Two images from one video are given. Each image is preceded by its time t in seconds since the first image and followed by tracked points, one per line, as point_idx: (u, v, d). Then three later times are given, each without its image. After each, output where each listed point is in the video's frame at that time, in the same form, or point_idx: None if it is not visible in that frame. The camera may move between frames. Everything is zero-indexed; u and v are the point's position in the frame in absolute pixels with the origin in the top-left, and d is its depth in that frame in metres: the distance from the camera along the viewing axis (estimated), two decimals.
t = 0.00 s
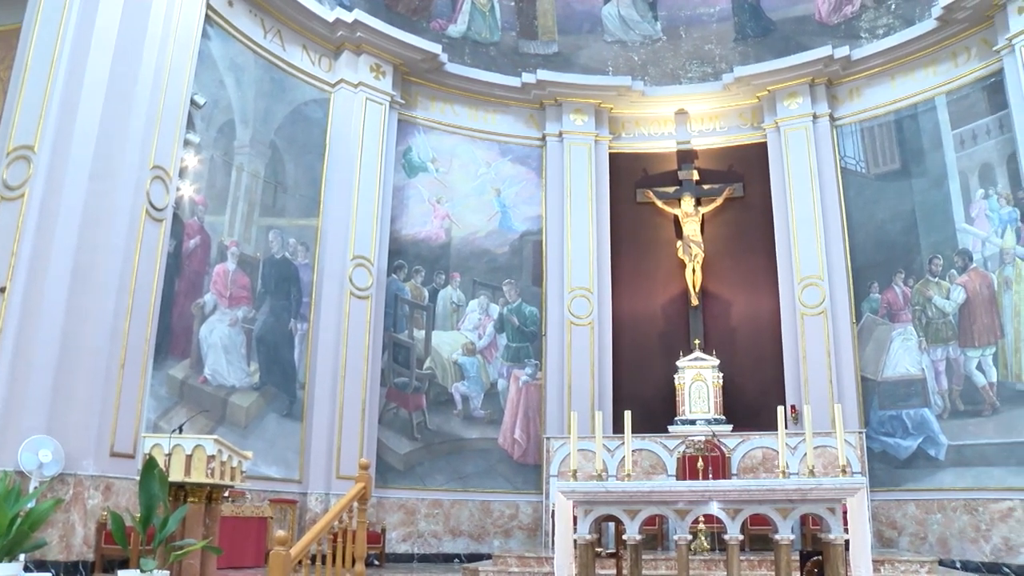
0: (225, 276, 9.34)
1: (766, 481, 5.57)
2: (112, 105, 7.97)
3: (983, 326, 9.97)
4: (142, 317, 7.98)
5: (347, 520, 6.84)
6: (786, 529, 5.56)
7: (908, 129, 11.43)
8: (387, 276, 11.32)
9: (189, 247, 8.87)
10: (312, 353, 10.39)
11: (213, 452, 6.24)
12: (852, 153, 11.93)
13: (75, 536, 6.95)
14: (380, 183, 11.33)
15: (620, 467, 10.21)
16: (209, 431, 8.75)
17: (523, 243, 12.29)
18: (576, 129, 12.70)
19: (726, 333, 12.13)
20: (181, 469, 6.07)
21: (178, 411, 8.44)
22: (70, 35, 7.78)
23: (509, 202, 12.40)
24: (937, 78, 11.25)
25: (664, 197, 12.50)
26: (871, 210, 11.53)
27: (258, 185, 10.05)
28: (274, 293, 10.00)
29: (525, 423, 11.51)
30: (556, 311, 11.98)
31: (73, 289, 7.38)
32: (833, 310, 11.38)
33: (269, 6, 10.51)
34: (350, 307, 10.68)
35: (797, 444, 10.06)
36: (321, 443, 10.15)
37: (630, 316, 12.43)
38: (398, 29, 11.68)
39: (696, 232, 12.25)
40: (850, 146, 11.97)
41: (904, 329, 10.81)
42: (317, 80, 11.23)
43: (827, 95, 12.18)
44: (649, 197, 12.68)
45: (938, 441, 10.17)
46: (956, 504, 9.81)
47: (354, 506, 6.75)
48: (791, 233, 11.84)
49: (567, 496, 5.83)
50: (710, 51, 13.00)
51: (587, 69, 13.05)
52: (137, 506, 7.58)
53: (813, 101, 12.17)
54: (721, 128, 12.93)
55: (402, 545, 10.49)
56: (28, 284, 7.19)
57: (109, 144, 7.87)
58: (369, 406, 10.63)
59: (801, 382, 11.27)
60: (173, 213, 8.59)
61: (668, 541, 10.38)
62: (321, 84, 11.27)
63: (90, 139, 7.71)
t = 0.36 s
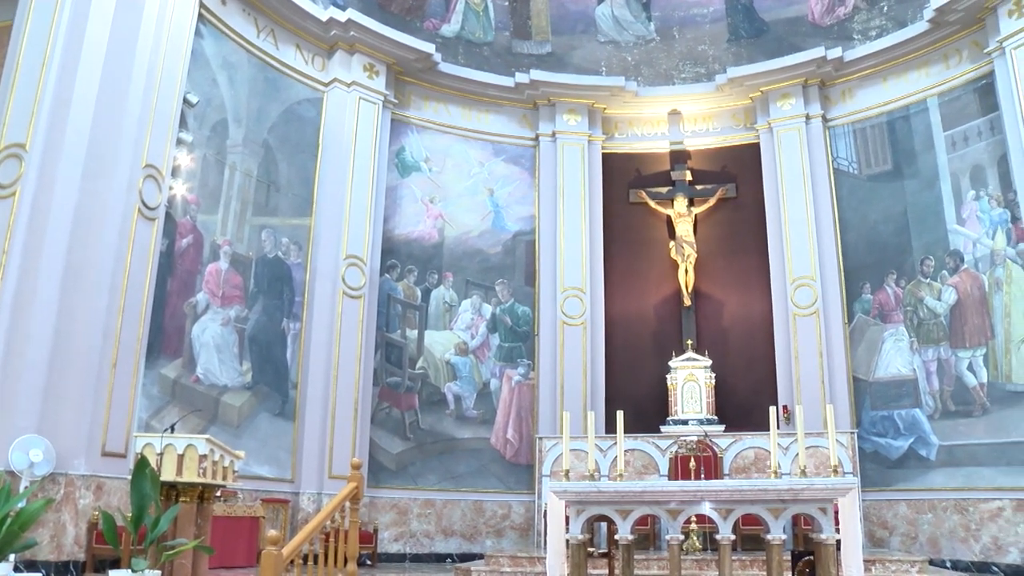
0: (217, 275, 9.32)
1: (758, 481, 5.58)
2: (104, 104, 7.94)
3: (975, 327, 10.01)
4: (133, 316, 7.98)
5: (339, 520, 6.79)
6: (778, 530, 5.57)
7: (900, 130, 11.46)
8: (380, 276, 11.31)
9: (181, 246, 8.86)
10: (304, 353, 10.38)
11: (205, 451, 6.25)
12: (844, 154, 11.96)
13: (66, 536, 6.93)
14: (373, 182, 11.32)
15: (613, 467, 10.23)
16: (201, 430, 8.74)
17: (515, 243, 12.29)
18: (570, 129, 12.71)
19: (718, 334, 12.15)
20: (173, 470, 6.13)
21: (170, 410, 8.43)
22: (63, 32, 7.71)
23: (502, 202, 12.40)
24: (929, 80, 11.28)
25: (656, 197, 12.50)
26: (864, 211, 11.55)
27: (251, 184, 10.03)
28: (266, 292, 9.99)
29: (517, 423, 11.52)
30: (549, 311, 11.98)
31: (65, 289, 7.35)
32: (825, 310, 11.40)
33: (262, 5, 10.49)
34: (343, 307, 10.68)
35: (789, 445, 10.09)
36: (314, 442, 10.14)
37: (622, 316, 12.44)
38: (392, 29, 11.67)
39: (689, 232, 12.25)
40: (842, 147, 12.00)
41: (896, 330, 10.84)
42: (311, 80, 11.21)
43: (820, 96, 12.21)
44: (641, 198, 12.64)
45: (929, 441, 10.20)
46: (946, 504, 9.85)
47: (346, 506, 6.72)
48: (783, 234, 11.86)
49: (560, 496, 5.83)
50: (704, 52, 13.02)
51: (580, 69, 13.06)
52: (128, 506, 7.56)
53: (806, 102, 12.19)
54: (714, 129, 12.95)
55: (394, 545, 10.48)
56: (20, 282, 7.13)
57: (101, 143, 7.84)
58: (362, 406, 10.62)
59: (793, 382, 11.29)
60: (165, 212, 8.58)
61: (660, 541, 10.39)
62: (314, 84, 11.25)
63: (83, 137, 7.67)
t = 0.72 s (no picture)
0: (209, 274, 9.30)
1: (749, 481, 5.59)
2: (96, 101, 7.91)
3: (965, 327, 10.05)
4: (125, 314, 7.95)
5: (330, 520, 6.73)
6: (769, 529, 5.58)
7: (892, 131, 11.49)
8: (373, 275, 11.30)
9: (173, 245, 8.84)
10: (296, 352, 10.37)
11: (196, 451, 6.25)
12: (837, 155, 11.99)
13: (57, 536, 6.90)
14: (366, 182, 11.31)
15: (604, 467, 10.23)
16: (192, 429, 8.72)
17: (508, 243, 12.29)
18: (562, 129, 12.71)
19: (710, 334, 12.17)
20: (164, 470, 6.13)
21: (162, 409, 8.41)
22: (54, 29, 7.68)
23: (494, 202, 12.40)
24: (920, 82, 11.31)
25: (649, 197, 12.52)
26: (855, 212, 11.58)
27: (243, 183, 10.02)
28: (259, 292, 9.97)
29: (509, 423, 11.52)
30: (541, 311, 11.98)
31: (56, 286, 7.33)
32: (817, 311, 11.42)
33: (255, 4, 10.48)
34: (335, 306, 10.67)
35: (780, 445, 10.11)
36: (306, 442, 10.13)
37: (615, 317, 12.46)
38: (385, 28, 11.66)
39: (681, 233, 12.27)
40: (835, 148, 12.03)
41: (887, 330, 10.87)
42: (304, 79, 11.20)
43: (812, 97, 12.23)
44: (634, 199, 12.68)
45: (920, 441, 10.24)
46: (936, 504, 9.88)
47: (337, 506, 6.68)
48: (775, 234, 11.88)
49: (551, 496, 5.82)
50: (697, 52, 13.04)
51: (573, 69, 13.07)
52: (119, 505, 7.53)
53: (798, 103, 12.21)
54: (706, 129, 12.97)
55: (386, 545, 10.47)
56: (11, 280, 7.09)
57: (93, 141, 7.82)
58: (354, 406, 10.61)
59: (785, 383, 11.31)
60: (157, 211, 8.56)
61: (652, 541, 10.41)
62: (307, 83, 11.24)
63: (74, 135, 7.65)
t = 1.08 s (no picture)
0: (201, 273, 9.27)
1: (741, 481, 5.60)
2: (88, 99, 7.88)
3: (955, 328, 10.09)
4: (116, 313, 7.93)
5: (321, 519, 6.72)
6: (760, 530, 5.60)
7: (883, 133, 11.52)
8: (365, 274, 11.29)
9: (165, 244, 8.81)
10: (287, 352, 10.35)
11: (187, 450, 6.23)
12: (828, 156, 12.02)
13: (46, 535, 6.88)
14: (358, 182, 11.30)
15: (596, 468, 10.23)
16: (183, 429, 8.69)
17: (500, 243, 12.29)
18: (555, 129, 12.71)
19: (702, 334, 12.19)
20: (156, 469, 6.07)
21: (152, 408, 8.38)
22: (45, 25, 7.59)
23: (486, 202, 12.40)
24: (911, 84, 11.35)
25: (641, 197, 12.53)
26: (847, 214, 11.61)
27: (235, 182, 9.99)
28: (250, 291, 9.95)
29: (501, 423, 11.52)
30: (533, 312, 11.99)
31: (46, 285, 7.30)
32: (808, 311, 11.45)
33: (248, 3, 10.45)
34: (327, 305, 10.65)
35: (771, 446, 10.12)
36: (297, 442, 10.11)
37: (606, 317, 12.47)
38: (378, 27, 11.64)
39: (673, 233, 12.29)
40: (826, 149, 12.05)
41: (878, 331, 10.90)
42: (296, 78, 11.18)
43: (804, 99, 12.26)
44: (625, 198, 12.65)
45: (910, 442, 10.27)
46: (926, 504, 9.92)
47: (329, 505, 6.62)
48: (767, 235, 11.89)
49: (542, 496, 5.82)
50: (689, 53, 13.06)
51: (565, 70, 13.08)
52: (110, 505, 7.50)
53: (790, 104, 12.24)
54: (698, 130, 12.99)
55: (378, 544, 10.47)
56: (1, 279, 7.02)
57: (83, 139, 7.78)
58: (346, 406, 10.60)
59: (776, 383, 11.33)
60: (149, 209, 8.54)
61: (643, 540, 10.42)
62: (299, 82, 11.22)
63: (64, 134, 7.61)
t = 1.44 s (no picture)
0: (192, 272, 9.25)
1: (732, 481, 5.61)
2: (79, 96, 7.86)
3: (946, 329, 10.12)
4: (108, 312, 7.92)
5: (312, 519, 6.66)
6: (752, 529, 5.60)
7: (874, 134, 11.55)
8: (356, 274, 11.28)
9: (156, 244, 8.79)
10: (279, 351, 10.33)
11: (178, 449, 6.17)
12: (820, 157, 12.04)
13: (36, 535, 6.85)
14: (350, 181, 11.29)
15: (588, 468, 10.24)
16: (175, 428, 8.67)
17: (492, 243, 12.29)
18: (547, 130, 12.72)
19: (694, 334, 12.20)
20: (147, 468, 6.04)
21: (144, 408, 8.36)
22: (37, 23, 7.57)
23: (479, 201, 12.40)
24: (902, 85, 11.38)
25: (633, 197, 12.54)
26: (838, 214, 11.64)
27: (227, 181, 9.97)
28: (242, 290, 9.94)
29: (492, 423, 11.53)
30: (525, 311, 12.00)
31: (37, 284, 7.28)
32: (800, 312, 11.47)
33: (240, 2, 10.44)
34: (319, 305, 10.64)
35: (762, 446, 10.14)
36: (289, 441, 10.10)
37: (598, 317, 12.48)
38: (370, 26, 11.63)
39: (665, 234, 12.29)
40: (818, 150, 12.08)
41: (869, 332, 10.93)
42: (288, 77, 11.16)
43: (796, 100, 12.28)
44: (618, 199, 12.63)
45: (900, 442, 10.32)
46: (916, 504, 9.97)
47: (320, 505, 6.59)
48: (759, 236, 11.91)
49: (534, 496, 5.82)
50: (682, 54, 13.08)
51: (558, 70, 13.08)
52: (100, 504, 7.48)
53: (782, 105, 12.26)
54: (691, 130, 13.01)
55: (369, 544, 10.46)
56: None
57: (75, 138, 7.76)
58: (337, 405, 10.59)
59: (768, 383, 11.35)
60: (140, 208, 8.52)
61: (634, 540, 10.45)
62: (291, 81, 11.20)
63: (56, 132, 7.58)
